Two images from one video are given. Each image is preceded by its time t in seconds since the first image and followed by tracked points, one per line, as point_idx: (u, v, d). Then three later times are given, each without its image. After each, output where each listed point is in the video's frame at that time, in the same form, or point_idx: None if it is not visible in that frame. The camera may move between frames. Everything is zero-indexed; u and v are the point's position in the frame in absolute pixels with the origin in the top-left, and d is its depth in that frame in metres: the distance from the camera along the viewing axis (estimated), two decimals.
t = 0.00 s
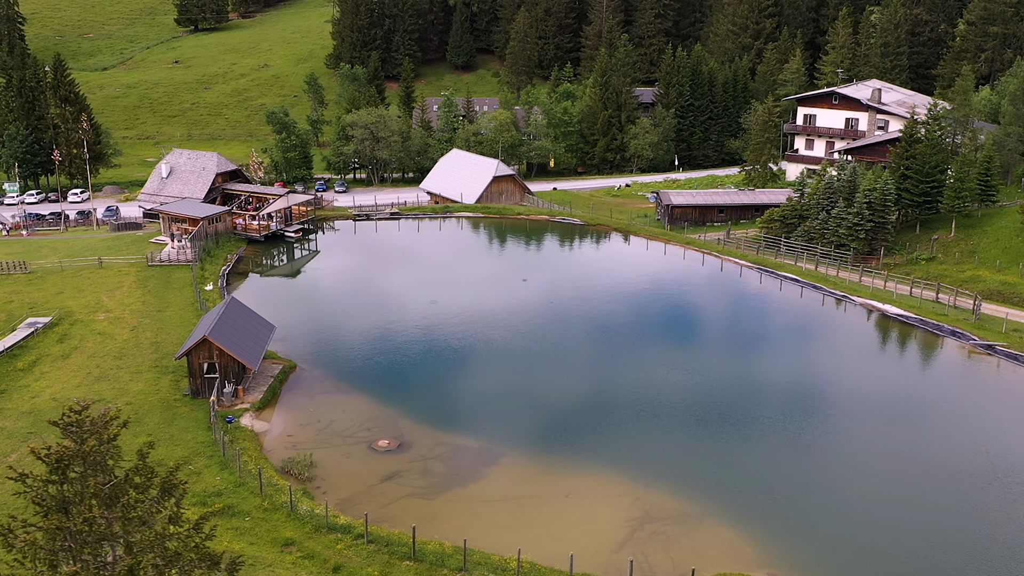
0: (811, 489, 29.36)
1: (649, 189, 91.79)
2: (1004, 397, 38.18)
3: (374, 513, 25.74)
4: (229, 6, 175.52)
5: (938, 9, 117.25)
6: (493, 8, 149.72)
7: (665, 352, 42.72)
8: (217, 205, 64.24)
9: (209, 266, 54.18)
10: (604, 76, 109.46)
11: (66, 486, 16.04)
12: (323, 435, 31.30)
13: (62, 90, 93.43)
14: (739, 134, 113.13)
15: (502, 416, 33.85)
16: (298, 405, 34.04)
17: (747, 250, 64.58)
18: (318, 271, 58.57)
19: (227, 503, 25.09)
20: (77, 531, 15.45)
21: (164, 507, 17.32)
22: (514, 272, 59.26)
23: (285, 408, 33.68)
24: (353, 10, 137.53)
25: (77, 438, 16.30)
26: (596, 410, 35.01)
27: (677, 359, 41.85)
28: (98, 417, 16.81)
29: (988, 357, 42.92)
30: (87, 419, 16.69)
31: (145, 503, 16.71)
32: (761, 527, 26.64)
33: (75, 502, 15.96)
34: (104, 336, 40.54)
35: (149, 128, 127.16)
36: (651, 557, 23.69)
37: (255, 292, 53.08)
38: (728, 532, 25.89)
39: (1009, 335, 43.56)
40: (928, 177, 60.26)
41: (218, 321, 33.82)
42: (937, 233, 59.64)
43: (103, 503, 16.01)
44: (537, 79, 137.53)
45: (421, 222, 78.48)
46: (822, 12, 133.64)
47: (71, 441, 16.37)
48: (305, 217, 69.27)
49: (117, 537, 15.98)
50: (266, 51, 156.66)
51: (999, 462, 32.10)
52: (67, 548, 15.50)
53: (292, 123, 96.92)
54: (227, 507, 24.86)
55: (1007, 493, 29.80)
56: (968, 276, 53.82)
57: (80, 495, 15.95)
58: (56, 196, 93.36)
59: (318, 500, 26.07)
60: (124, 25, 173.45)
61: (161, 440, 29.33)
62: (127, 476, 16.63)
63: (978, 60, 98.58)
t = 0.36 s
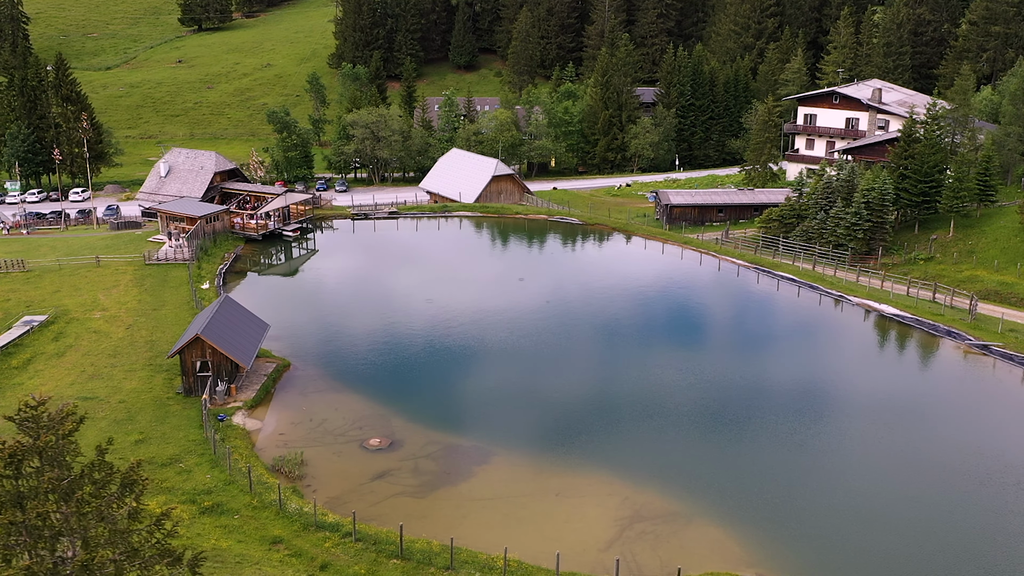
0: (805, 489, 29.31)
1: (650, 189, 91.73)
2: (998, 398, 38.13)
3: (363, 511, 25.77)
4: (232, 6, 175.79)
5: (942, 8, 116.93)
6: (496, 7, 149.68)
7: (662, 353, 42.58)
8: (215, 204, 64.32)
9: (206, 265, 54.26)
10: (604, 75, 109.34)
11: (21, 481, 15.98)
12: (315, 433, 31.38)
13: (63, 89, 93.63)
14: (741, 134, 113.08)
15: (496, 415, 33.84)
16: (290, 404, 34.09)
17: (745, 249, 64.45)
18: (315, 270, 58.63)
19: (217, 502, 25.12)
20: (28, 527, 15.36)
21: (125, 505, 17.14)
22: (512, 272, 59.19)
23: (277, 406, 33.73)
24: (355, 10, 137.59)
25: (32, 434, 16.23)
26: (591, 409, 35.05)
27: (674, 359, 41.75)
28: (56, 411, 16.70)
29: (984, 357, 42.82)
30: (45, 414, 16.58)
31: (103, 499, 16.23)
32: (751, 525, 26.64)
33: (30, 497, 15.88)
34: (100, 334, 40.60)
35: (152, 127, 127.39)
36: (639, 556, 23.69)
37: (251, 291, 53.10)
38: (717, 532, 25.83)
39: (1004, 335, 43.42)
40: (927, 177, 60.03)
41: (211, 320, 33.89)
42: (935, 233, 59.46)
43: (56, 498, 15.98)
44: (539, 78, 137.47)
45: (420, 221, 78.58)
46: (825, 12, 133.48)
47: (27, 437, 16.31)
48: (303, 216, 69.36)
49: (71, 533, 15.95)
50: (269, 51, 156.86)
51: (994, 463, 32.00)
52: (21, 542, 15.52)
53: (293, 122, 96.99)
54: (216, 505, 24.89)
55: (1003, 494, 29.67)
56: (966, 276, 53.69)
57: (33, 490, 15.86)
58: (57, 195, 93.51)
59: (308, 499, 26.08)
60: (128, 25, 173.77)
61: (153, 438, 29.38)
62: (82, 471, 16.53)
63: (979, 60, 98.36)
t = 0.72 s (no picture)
0: (797, 489, 29.28)
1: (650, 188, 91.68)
2: (991, 399, 38.10)
3: (352, 509, 25.79)
4: (236, 5, 176.04)
5: (945, 8, 116.63)
6: (498, 7, 149.65)
7: (659, 353, 42.52)
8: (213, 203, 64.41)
9: (203, 264, 54.34)
10: (605, 75, 109.26)
11: None
12: (307, 431, 31.46)
13: (64, 89, 93.52)
14: (742, 134, 112.94)
15: (489, 415, 33.84)
16: (283, 403, 34.13)
17: (742, 249, 64.35)
18: (312, 269, 58.70)
19: (206, 500, 25.14)
20: None
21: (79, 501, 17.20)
22: (509, 272, 59.15)
23: (269, 405, 33.77)
24: (358, 9, 137.72)
25: None
26: (586, 409, 35.01)
27: (669, 359, 41.72)
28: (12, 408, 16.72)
29: (979, 357, 42.75)
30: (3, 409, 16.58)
31: (62, 495, 16.45)
32: (742, 525, 26.63)
33: None
34: (94, 332, 40.66)
35: (154, 127, 127.63)
36: (626, 555, 23.68)
37: (248, 291, 53.15)
38: (706, 532, 25.80)
39: (1000, 336, 43.30)
40: (925, 177, 59.79)
41: (203, 319, 33.94)
42: (933, 233, 59.33)
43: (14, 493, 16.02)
44: (541, 78, 137.38)
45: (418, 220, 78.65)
46: (827, 11, 133.38)
47: None
48: (301, 215, 69.51)
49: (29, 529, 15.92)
50: (272, 51, 157.05)
51: (988, 464, 31.96)
52: None
53: (293, 122, 97.09)
54: (205, 503, 24.91)
55: (997, 495, 29.64)
56: (963, 276, 53.56)
57: None
58: (58, 194, 93.66)
59: (297, 497, 26.11)
60: (132, 24, 174.12)
61: (144, 436, 29.42)
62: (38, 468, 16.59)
63: (981, 59, 98.12)
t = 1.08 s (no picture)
0: (790, 490, 29.22)
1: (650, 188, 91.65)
2: (984, 399, 38.03)
3: (340, 508, 25.81)
4: (239, 5, 176.38)
5: (948, 8, 116.33)
6: (501, 7, 149.72)
7: (653, 354, 42.39)
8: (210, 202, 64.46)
9: (200, 263, 54.42)
10: (606, 75, 109.31)
11: None
12: (298, 430, 31.53)
13: (65, 88, 93.34)
14: (743, 133, 112.80)
15: (481, 414, 33.78)
16: (275, 401, 34.16)
17: (740, 249, 64.25)
18: (309, 268, 58.76)
19: (195, 498, 25.16)
20: None
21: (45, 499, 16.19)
22: (506, 271, 59.18)
23: (262, 404, 33.81)
24: (360, 9, 137.94)
25: None
26: (580, 409, 34.98)
27: (664, 360, 41.59)
28: None
29: (974, 357, 42.62)
30: None
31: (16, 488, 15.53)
32: (731, 525, 26.61)
33: None
34: (90, 331, 40.73)
35: (156, 126, 127.87)
36: (614, 555, 23.65)
37: (243, 290, 53.17)
38: (694, 532, 25.77)
39: (995, 336, 43.17)
40: (924, 177, 59.49)
41: (196, 317, 33.97)
42: (932, 233, 59.13)
43: None
44: (543, 78, 137.38)
45: (416, 220, 78.73)
46: (830, 11, 133.35)
47: None
48: (299, 214, 69.60)
49: None
50: (275, 50, 157.25)
51: (983, 465, 31.87)
52: None
53: (294, 121, 97.21)
54: (194, 501, 24.92)
55: (991, 496, 29.56)
56: (961, 276, 53.36)
57: None
58: (59, 193, 93.86)
59: (285, 495, 26.13)
60: (136, 24, 174.55)
61: (136, 434, 29.45)
62: None
63: (982, 60, 98.04)
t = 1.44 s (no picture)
0: (785, 490, 29.16)
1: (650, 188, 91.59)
2: (978, 399, 37.96)
3: (328, 506, 25.83)
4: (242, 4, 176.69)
5: (951, 7, 115.97)
6: (503, 7, 149.74)
7: (649, 354, 42.33)
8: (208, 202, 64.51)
9: (196, 262, 54.52)
10: (606, 75, 109.38)
11: None
12: (289, 428, 31.56)
13: (66, 87, 93.35)
14: (744, 133, 112.67)
15: (472, 414, 33.78)
16: (267, 400, 34.19)
17: (737, 249, 64.19)
18: (306, 267, 58.85)
19: (183, 496, 25.17)
20: None
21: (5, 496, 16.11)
22: (503, 271, 59.20)
23: (254, 402, 33.85)
24: (363, 9, 138.12)
25: None
26: (575, 410, 34.92)
27: (660, 360, 41.51)
28: None
29: (969, 358, 42.48)
30: None
31: None
32: (719, 523, 26.61)
33: None
34: (84, 329, 40.78)
35: (159, 125, 128.07)
36: (601, 555, 23.64)
37: (240, 289, 53.22)
38: (683, 531, 25.75)
39: (991, 336, 43.06)
40: (922, 177, 59.36)
41: (188, 316, 34.02)
42: (930, 233, 58.87)
43: None
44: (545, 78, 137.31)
45: (414, 219, 78.78)
46: (832, 11, 133.17)
47: None
48: (297, 213, 69.67)
49: None
50: (278, 50, 157.41)
51: (977, 465, 31.81)
52: None
53: (294, 121, 97.31)
54: (183, 500, 24.94)
55: (983, 496, 29.52)
56: (958, 276, 53.16)
57: None
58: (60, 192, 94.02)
59: (274, 494, 26.15)
60: (140, 23, 174.89)
61: (127, 432, 29.48)
62: None
63: (983, 60, 97.87)
